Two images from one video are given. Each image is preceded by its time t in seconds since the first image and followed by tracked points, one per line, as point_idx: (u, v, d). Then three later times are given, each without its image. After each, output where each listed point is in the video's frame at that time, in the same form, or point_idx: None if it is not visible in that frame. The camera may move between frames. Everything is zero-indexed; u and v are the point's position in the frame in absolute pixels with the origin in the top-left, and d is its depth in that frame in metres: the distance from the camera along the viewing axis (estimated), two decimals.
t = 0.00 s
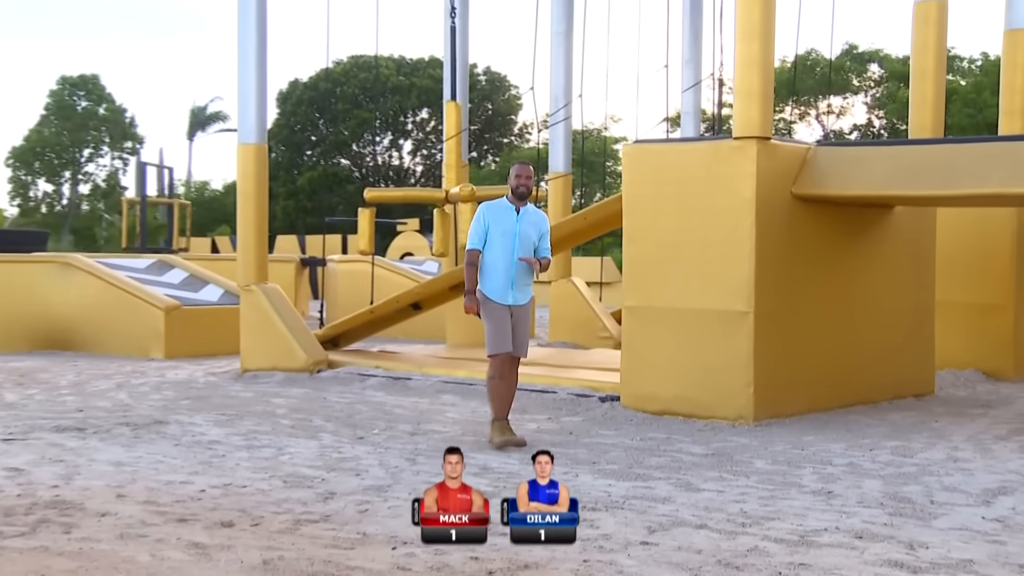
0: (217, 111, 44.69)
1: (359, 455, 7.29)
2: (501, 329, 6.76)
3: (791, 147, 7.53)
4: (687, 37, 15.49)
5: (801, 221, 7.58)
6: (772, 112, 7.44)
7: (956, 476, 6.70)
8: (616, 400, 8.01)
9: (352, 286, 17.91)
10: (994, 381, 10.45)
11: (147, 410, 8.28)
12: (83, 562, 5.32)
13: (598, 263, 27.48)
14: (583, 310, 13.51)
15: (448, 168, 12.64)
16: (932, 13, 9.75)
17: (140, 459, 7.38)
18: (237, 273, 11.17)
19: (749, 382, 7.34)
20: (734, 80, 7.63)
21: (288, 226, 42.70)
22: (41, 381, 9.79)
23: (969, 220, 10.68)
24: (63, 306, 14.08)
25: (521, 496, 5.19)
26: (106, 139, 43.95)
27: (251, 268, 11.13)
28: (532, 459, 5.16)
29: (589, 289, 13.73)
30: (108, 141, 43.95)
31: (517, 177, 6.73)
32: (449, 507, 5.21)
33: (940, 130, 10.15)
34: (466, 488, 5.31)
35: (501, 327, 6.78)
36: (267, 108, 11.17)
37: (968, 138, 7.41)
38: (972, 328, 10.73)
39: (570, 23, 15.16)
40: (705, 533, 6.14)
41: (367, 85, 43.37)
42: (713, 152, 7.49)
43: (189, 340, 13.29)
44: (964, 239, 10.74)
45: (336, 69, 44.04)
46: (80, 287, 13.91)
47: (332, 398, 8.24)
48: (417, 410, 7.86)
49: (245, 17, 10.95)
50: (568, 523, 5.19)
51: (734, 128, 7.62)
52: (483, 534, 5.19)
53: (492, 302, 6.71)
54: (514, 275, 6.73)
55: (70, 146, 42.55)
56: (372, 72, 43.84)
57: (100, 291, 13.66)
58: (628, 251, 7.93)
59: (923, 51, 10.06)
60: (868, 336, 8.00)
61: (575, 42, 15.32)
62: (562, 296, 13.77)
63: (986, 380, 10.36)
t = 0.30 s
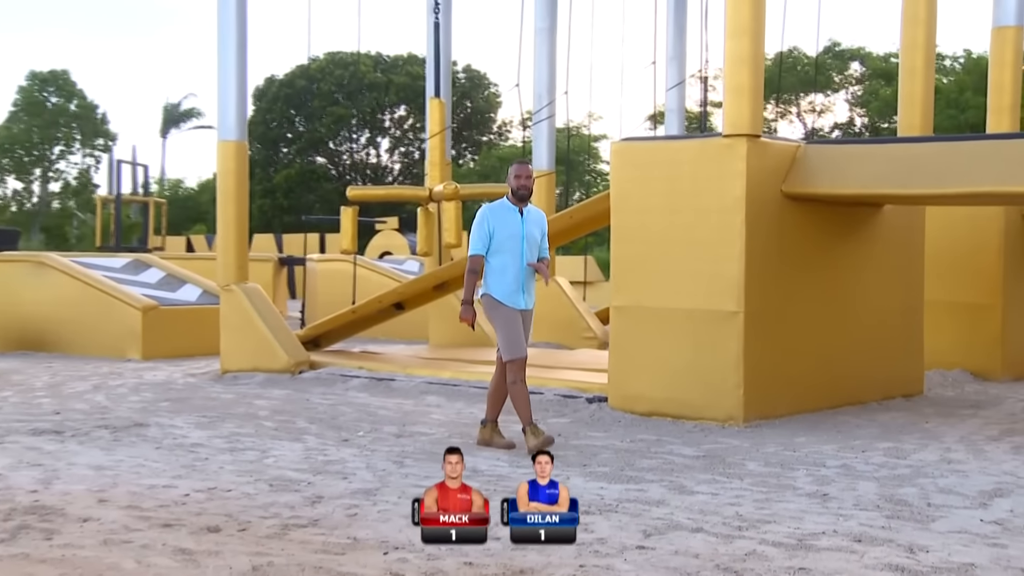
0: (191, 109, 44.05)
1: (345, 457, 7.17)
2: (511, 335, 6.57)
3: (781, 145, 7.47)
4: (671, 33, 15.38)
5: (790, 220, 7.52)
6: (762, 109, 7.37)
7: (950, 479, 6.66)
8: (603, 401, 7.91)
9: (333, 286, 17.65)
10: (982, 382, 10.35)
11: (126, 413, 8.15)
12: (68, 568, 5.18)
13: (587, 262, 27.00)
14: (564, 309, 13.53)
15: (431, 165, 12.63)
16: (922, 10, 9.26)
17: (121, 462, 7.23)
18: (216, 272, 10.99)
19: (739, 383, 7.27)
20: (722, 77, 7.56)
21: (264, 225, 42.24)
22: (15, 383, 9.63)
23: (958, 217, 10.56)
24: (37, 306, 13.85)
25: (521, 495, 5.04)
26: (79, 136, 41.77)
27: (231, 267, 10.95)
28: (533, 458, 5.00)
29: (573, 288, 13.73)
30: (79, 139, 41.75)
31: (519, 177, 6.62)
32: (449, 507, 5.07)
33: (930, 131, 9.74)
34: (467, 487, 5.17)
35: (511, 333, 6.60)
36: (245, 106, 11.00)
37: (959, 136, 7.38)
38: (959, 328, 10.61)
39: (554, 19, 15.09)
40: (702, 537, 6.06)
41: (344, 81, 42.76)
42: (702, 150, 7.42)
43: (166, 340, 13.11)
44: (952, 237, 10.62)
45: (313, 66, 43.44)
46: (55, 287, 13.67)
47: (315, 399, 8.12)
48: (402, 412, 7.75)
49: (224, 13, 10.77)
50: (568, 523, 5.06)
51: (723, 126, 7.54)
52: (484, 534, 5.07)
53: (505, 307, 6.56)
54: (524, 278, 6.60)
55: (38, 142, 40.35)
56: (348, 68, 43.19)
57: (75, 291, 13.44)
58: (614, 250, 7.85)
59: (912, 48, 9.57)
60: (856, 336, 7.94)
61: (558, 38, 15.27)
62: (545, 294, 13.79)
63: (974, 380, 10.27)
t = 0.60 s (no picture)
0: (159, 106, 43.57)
1: (328, 461, 7.05)
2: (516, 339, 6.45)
3: (767, 144, 7.39)
4: (652, 30, 15.31)
5: (777, 220, 7.45)
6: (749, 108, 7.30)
7: (942, 480, 6.61)
8: (588, 403, 7.81)
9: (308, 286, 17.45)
10: (968, 381, 10.30)
11: (102, 417, 8.02)
12: None
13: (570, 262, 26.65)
14: (547, 309, 13.53)
15: (413, 164, 12.33)
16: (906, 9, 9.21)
17: (98, 467, 7.08)
18: (193, 272, 10.76)
19: (726, 384, 7.19)
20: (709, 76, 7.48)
21: (238, 224, 41.91)
22: None
23: (943, 216, 10.51)
24: (10, 307, 13.64)
25: (520, 496, 4.97)
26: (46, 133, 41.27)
27: (208, 266, 10.73)
28: (532, 458, 4.93)
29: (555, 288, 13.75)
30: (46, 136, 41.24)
31: (522, 176, 6.47)
32: (450, 507, 5.01)
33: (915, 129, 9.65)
34: (467, 487, 5.09)
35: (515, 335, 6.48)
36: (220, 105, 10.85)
37: (948, 134, 7.34)
38: (945, 328, 10.56)
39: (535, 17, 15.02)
40: (696, 541, 5.97)
41: (317, 78, 42.30)
42: (689, 149, 7.34)
43: (141, 341, 12.92)
44: (936, 236, 10.57)
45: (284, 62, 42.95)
46: (27, 287, 13.46)
47: (295, 402, 8.01)
48: (384, 414, 7.63)
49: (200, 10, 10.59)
50: (568, 523, 4.97)
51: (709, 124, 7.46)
52: (484, 535, 5.01)
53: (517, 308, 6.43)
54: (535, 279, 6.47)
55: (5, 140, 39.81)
56: (322, 65, 42.67)
57: (48, 292, 13.22)
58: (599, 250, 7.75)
59: (897, 47, 9.50)
60: (842, 337, 7.88)
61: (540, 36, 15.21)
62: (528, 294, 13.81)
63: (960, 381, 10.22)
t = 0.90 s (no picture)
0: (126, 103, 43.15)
1: (309, 464, 6.95)
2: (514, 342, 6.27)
3: (752, 143, 7.33)
4: (631, 28, 15.29)
5: (763, 218, 7.38)
6: (734, 105, 7.23)
7: (931, 482, 6.57)
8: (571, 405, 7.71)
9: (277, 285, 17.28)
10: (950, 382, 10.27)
11: (75, 420, 7.90)
12: None
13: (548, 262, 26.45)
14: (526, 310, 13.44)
15: (391, 163, 12.14)
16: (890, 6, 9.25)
17: (73, 472, 6.94)
18: (168, 273, 10.61)
19: (711, 385, 7.12)
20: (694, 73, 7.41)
21: (209, 225, 41.55)
22: None
23: (925, 216, 10.48)
24: None
25: (521, 495, 4.94)
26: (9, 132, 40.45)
27: (183, 267, 10.59)
28: (532, 458, 4.90)
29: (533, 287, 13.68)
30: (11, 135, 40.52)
31: (524, 175, 6.27)
32: (450, 508, 5.01)
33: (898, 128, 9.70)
34: (467, 488, 5.09)
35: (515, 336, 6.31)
36: (194, 106, 10.72)
37: (933, 132, 7.30)
38: (927, 329, 10.52)
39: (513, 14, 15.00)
40: (687, 545, 5.88)
41: (290, 78, 42.09)
42: (673, 147, 7.27)
43: (112, 343, 12.75)
44: (917, 235, 10.54)
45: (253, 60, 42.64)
46: None
47: (273, 404, 7.92)
48: (364, 417, 7.54)
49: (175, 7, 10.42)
50: (568, 523, 4.96)
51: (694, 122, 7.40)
52: (484, 534, 4.99)
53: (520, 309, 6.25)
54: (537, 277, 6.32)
55: None
56: (293, 62, 42.29)
57: (17, 292, 13.02)
58: (582, 249, 7.67)
59: (880, 46, 9.55)
60: (826, 337, 7.83)
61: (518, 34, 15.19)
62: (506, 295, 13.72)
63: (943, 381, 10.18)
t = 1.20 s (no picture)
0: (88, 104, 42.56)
1: (287, 468, 6.83)
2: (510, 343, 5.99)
3: (733, 141, 7.27)
4: (606, 27, 15.24)
5: (743, 218, 7.32)
6: (715, 103, 7.16)
7: (916, 484, 6.53)
8: (549, 406, 7.59)
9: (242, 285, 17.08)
10: (929, 382, 10.24)
11: (43, 424, 7.75)
12: None
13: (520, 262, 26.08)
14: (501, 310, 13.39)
15: (366, 161, 11.93)
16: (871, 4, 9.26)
17: (44, 477, 6.78)
18: (137, 273, 10.42)
19: (692, 386, 7.06)
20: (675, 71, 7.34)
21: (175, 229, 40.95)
22: None
23: (903, 214, 10.44)
24: None
25: (521, 496, 5.00)
26: None
27: (153, 267, 10.41)
28: (533, 458, 4.97)
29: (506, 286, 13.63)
30: None
31: (529, 172, 5.97)
32: (449, 508, 5.00)
33: (878, 127, 9.70)
34: (467, 488, 5.10)
35: (511, 342, 6.01)
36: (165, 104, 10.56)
37: (916, 131, 7.26)
38: (905, 329, 10.49)
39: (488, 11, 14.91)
40: (675, 549, 5.79)
41: (257, 74, 39.55)
42: (655, 145, 7.19)
43: (78, 345, 12.56)
44: (896, 234, 10.50)
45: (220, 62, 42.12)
46: None
47: (246, 407, 7.81)
48: (340, 420, 7.43)
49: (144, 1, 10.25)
50: (568, 524, 4.97)
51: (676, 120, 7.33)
52: (488, 534, 4.98)
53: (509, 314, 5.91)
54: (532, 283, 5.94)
55: None
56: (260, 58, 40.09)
57: None
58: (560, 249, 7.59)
59: (861, 44, 9.55)
60: (807, 337, 7.77)
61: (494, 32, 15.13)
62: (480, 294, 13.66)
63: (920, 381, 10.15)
